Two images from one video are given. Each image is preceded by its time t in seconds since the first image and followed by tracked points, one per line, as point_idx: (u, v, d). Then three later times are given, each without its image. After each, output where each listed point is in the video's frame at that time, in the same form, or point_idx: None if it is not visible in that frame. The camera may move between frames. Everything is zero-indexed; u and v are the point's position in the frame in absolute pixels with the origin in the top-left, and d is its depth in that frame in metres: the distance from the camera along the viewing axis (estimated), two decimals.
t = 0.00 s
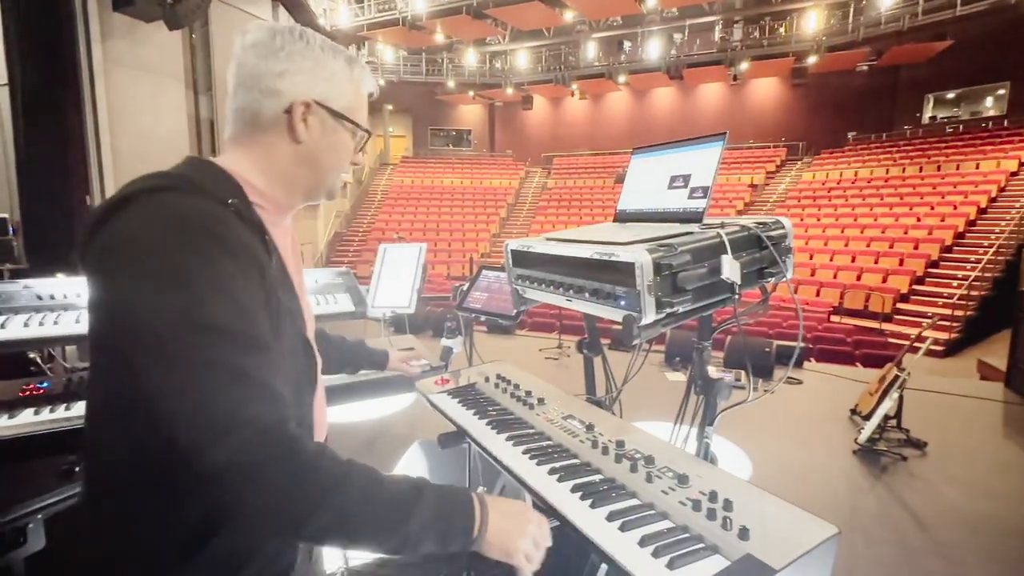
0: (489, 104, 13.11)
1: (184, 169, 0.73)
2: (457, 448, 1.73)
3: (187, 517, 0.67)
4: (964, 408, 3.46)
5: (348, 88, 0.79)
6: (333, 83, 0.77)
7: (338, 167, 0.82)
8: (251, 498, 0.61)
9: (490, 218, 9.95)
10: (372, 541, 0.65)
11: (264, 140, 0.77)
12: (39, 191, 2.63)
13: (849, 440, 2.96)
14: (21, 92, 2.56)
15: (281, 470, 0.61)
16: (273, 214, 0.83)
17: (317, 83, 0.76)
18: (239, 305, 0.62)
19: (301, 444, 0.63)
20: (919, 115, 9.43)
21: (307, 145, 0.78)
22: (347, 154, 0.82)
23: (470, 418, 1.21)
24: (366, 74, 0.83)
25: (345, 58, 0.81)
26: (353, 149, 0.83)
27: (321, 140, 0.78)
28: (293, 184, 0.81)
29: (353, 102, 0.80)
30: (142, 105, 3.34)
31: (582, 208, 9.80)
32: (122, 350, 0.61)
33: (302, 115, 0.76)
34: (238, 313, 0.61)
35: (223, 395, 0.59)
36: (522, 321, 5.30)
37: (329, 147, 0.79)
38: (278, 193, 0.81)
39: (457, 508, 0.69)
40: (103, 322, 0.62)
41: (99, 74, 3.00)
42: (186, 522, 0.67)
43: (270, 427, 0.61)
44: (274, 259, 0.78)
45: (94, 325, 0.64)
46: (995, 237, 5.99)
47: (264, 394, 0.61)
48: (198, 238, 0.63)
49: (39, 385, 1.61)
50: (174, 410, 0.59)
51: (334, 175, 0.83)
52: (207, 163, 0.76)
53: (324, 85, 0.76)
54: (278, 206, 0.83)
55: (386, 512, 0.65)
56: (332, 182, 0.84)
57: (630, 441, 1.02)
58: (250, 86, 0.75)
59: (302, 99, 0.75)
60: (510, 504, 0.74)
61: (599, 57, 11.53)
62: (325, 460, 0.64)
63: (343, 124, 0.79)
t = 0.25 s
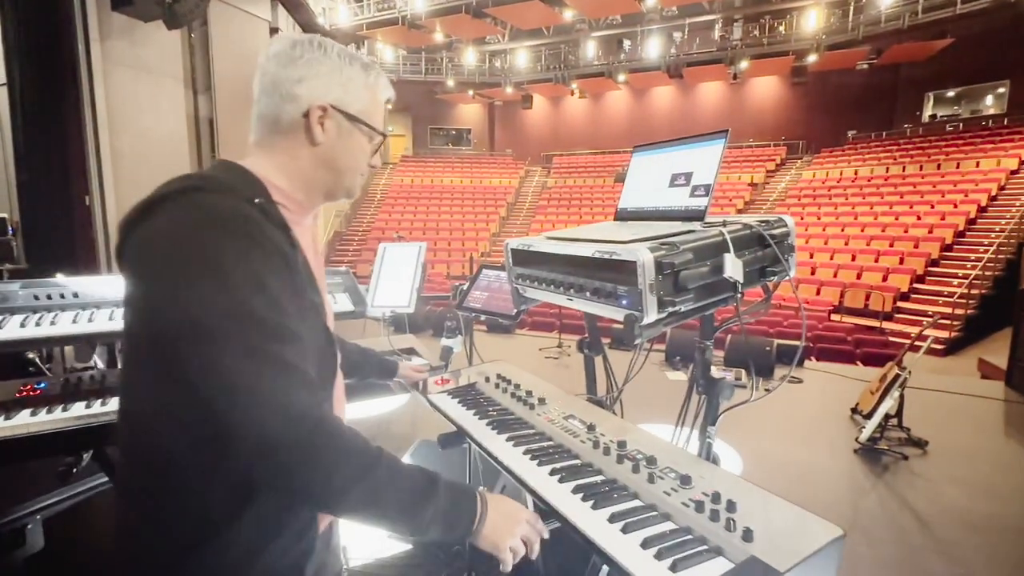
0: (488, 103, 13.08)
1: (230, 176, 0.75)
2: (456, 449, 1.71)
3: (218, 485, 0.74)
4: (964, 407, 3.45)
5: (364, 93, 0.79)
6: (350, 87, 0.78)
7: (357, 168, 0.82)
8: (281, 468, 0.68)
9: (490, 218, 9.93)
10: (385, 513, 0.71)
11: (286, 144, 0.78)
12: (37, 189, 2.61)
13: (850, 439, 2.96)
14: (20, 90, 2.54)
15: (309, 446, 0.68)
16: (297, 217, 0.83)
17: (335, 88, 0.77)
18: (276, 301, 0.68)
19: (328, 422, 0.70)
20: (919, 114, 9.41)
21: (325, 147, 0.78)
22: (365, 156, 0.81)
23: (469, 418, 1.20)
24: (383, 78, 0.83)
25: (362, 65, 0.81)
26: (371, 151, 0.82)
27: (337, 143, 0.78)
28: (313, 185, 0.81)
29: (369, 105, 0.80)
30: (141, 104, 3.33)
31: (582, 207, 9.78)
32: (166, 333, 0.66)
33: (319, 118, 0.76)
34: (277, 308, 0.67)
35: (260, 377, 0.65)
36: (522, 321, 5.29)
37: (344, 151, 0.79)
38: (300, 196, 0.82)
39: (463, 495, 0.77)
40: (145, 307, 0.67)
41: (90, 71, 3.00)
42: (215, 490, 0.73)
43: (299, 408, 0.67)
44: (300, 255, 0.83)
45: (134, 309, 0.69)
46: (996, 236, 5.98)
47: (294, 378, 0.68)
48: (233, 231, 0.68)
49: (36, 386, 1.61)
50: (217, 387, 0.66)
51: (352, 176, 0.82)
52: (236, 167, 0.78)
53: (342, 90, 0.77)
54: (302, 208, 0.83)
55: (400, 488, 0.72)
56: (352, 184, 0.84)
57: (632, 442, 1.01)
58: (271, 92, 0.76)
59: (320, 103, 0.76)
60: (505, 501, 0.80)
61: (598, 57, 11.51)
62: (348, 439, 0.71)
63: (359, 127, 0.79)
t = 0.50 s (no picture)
0: (488, 104, 13.10)
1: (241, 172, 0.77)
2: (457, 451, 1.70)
3: (235, 478, 0.74)
4: (966, 407, 3.45)
5: (355, 80, 0.79)
6: (339, 80, 0.78)
7: (361, 158, 0.82)
8: (297, 459, 0.68)
9: (490, 219, 9.93)
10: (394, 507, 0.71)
11: (290, 146, 0.81)
12: (37, 190, 2.61)
13: (851, 441, 2.95)
14: (22, 91, 2.55)
15: (320, 443, 0.67)
16: (314, 216, 0.85)
17: (325, 83, 0.78)
18: (291, 298, 0.68)
19: (340, 419, 0.70)
20: (919, 114, 9.41)
21: (324, 143, 0.80)
22: (367, 144, 0.81)
23: (471, 421, 1.20)
24: (375, 67, 0.83)
25: (354, 58, 0.81)
26: (373, 139, 0.82)
27: (335, 136, 0.79)
28: (322, 181, 0.83)
29: (361, 93, 0.79)
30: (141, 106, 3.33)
31: (582, 208, 9.78)
32: (191, 325, 0.68)
33: (313, 115, 0.78)
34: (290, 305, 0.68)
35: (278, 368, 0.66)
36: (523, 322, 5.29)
37: (339, 143, 0.80)
38: (317, 195, 0.84)
39: (464, 493, 0.76)
40: (172, 300, 0.69)
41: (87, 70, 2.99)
42: (233, 482, 0.74)
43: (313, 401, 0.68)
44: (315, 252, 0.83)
45: (162, 304, 0.71)
46: (997, 236, 5.98)
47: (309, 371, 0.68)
48: (247, 231, 0.68)
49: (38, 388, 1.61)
50: (236, 379, 0.67)
51: (356, 166, 0.82)
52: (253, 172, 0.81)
53: (332, 84, 0.78)
54: (318, 206, 0.85)
55: (411, 482, 0.72)
56: (361, 176, 0.84)
57: (635, 444, 1.00)
58: (272, 100, 0.79)
59: (312, 101, 0.78)
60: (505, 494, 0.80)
61: (598, 58, 11.53)
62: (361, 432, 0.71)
63: (352, 116, 0.79)
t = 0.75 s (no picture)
0: (487, 105, 13.11)
1: (238, 174, 0.81)
2: (458, 450, 1.70)
3: (251, 467, 0.77)
4: (965, 408, 3.45)
5: (315, 67, 0.80)
6: (302, 72, 0.80)
7: (340, 143, 0.83)
8: (302, 451, 0.70)
9: (490, 219, 9.94)
10: (398, 496, 0.72)
11: (278, 149, 0.86)
12: (37, 191, 2.61)
13: (851, 441, 2.95)
14: (21, 92, 2.55)
15: (320, 433, 0.69)
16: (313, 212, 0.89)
17: (291, 79, 0.80)
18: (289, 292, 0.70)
19: (340, 407, 0.70)
20: (917, 115, 9.42)
21: (301, 137, 0.83)
22: (344, 128, 0.82)
23: (471, 421, 1.20)
24: (344, 50, 0.83)
25: (317, 46, 0.82)
26: (347, 121, 0.82)
27: (308, 128, 0.82)
28: (313, 174, 0.86)
29: (325, 77, 0.80)
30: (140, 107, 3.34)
31: (582, 208, 9.79)
32: (201, 324, 0.71)
33: (286, 114, 0.82)
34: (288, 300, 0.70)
35: (286, 364, 0.68)
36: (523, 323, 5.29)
37: (313, 132, 0.82)
38: (311, 189, 0.88)
39: (465, 482, 0.77)
40: (184, 302, 0.73)
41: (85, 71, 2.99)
42: (248, 472, 0.78)
43: (318, 392, 0.69)
44: (316, 247, 0.84)
45: (178, 307, 0.75)
46: (996, 237, 5.98)
47: (312, 366, 0.70)
48: (249, 231, 0.71)
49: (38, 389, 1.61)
50: (240, 373, 0.69)
51: (334, 150, 0.83)
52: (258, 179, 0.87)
53: (297, 78, 0.80)
54: (316, 202, 0.89)
55: (414, 471, 0.72)
56: (346, 161, 0.84)
57: (635, 445, 1.00)
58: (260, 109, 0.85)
59: (283, 100, 0.81)
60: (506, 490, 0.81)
61: (598, 59, 11.54)
62: (364, 423, 0.72)
63: (320, 102, 0.81)
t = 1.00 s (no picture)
0: (486, 105, 13.12)
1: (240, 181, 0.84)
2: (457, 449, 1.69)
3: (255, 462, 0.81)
4: (963, 407, 3.45)
5: (311, 76, 0.81)
6: (297, 80, 0.81)
7: (336, 150, 0.83)
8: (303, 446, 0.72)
9: (489, 219, 9.94)
10: (397, 491, 0.72)
11: (279, 157, 0.88)
12: (34, 190, 2.60)
13: (850, 441, 2.95)
14: (18, 91, 2.54)
15: (318, 428, 0.71)
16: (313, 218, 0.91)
17: (287, 88, 0.81)
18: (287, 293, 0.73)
19: (338, 402, 0.72)
20: (916, 115, 9.43)
21: (299, 145, 0.84)
22: (339, 135, 0.82)
23: (470, 421, 1.20)
24: (339, 57, 0.84)
25: (313, 54, 0.83)
26: (342, 129, 0.83)
27: (304, 137, 0.83)
28: (312, 180, 0.87)
29: (319, 86, 0.81)
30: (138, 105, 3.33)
31: (581, 208, 9.80)
32: (206, 328, 0.75)
33: (285, 122, 0.83)
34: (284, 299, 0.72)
35: (278, 360, 0.70)
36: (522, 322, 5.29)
37: (309, 139, 0.83)
38: (312, 195, 0.89)
39: (461, 480, 0.75)
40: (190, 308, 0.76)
41: (82, 70, 2.98)
42: (257, 466, 0.81)
43: (313, 388, 0.71)
44: (314, 247, 0.85)
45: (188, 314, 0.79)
46: (994, 236, 5.98)
47: (310, 363, 0.72)
48: (249, 236, 0.74)
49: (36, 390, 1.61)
50: (242, 374, 0.72)
51: (330, 157, 0.84)
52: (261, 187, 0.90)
53: (292, 87, 0.81)
54: (316, 208, 0.91)
55: (410, 465, 0.73)
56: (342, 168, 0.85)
57: (634, 444, 1.01)
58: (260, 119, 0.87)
59: (281, 109, 0.83)
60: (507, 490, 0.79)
61: (596, 58, 11.56)
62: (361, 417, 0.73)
63: (315, 111, 0.81)
